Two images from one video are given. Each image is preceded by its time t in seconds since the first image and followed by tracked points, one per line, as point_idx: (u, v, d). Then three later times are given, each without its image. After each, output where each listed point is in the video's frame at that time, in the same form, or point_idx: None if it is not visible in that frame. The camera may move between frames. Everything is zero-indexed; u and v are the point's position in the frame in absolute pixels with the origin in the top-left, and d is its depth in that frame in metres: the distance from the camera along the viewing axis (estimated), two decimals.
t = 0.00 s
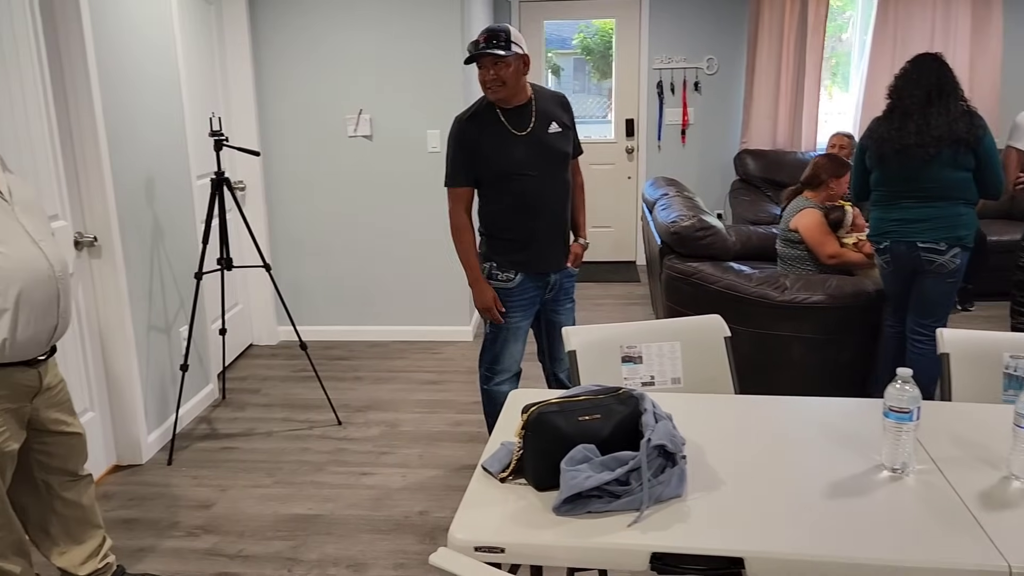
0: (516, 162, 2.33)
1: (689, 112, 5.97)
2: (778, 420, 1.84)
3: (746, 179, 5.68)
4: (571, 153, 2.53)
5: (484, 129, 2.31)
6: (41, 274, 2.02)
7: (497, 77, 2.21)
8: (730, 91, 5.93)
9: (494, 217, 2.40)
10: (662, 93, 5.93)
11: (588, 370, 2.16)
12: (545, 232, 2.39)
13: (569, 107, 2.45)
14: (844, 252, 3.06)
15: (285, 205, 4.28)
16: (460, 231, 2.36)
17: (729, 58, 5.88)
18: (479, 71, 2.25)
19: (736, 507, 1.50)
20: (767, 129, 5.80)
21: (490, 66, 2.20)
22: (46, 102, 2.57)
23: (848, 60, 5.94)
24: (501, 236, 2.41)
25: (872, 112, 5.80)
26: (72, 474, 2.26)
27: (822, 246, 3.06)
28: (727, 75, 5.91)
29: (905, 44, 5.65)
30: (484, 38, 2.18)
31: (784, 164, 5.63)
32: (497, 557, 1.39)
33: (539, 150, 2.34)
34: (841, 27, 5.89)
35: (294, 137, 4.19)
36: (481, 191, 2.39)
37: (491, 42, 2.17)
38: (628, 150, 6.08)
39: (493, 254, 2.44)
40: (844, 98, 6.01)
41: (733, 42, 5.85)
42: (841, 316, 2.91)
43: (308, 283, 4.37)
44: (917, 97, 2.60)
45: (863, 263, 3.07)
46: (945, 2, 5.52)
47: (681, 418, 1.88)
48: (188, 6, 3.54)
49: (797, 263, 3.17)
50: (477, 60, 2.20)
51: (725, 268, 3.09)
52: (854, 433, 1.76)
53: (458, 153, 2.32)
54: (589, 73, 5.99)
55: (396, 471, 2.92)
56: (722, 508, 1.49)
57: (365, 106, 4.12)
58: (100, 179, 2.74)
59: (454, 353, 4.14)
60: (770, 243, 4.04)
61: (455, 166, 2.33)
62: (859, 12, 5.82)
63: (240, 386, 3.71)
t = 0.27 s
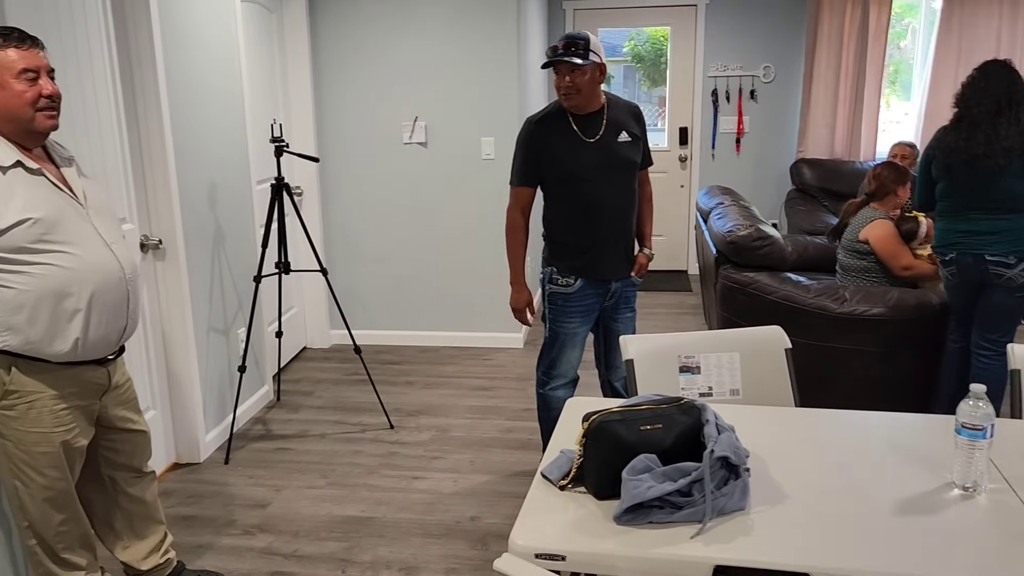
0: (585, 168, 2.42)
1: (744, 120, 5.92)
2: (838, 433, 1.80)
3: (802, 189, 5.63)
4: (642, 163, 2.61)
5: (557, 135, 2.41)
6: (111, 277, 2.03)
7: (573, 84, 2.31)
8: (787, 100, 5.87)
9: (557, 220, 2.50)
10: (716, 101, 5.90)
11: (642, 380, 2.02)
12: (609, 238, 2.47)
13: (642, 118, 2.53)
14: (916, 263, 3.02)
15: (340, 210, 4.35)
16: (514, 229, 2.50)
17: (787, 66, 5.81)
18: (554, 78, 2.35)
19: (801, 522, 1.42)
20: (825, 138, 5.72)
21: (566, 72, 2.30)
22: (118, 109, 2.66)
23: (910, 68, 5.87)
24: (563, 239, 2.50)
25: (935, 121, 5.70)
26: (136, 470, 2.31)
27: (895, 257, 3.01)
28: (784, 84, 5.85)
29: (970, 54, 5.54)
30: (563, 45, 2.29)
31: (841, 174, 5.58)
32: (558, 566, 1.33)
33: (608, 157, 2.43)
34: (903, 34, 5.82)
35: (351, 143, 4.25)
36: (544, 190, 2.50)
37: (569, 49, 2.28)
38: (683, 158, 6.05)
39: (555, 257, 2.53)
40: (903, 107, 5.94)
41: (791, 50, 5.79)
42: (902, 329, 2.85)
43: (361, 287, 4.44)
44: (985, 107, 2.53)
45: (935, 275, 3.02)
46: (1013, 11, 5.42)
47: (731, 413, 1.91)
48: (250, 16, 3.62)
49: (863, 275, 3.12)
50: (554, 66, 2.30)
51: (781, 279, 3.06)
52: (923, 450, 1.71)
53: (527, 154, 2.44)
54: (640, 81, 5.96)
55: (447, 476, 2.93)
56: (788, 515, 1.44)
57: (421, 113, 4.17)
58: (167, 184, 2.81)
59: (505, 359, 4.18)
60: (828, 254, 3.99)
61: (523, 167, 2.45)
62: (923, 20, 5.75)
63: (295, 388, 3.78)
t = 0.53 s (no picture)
0: (635, 173, 2.45)
1: (787, 127, 5.85)
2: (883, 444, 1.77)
3: (846, 197, 5.56)
4: (693, 170, 2.64)
5: (608, 139, 2.45)
6: (160, 278, 2.07)
7: (627, 89, 2.35)
8: (831, 107, 5.79)
9: (606, 224, 2.54)
10: (759, 107, 5.84)
11: (683, 389, 1.99)
12: (656, 243, 2.50)
13: (695, 126, 2.55)
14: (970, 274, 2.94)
15: (381, 214, 4.40)
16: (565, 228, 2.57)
17: (832, 72, 5.74)
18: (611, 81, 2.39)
19: (846, 536, 1.39)
20: (870, 145, 5.63)
21: (622, 77, 2.34)
22: (167, 113, 2.72)
23: (959, 76, 5.77)
24: (610, 243, 2.55)
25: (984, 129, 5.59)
26: (181, 468, 2.36)
27: (949, 267, 2.94)
28: (828, 90, 5.77)
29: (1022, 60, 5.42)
30: (621, 49, 2.32)
31: (886, 182, 5.48)
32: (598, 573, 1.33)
33: (659, 163, 2.45)
34: (952, 40, 5.72)
35: (393, 148, 4.30)
36: (594, 193, 2.55)
37: (626, 55, 2.31)
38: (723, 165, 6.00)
39: (602, 261, 2.58)
40: (952, 115, 5.84)
41: (835, 56, 5.71)
42: (948, 342, 2.79)
43: (400, 291, 4.48)
44: None
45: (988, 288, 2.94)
46: None
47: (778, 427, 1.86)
48: (295, 22, 3.69)
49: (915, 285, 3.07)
50: (611, 70, 2.34)
51: (825, 289, 3.02)
52: (972, 464, 1.67)
53: (579, 158, 2.49)
54: (680, 86, 5.92)
55: (484, 481, 2.94)
56: (832, 528, 1.42)
57: (462, 119, 4.21)
58: (213, 186, 2.87)
59: (542, 365, 4.17)
60: (872, 263, 3.93)
61: (574, 170, 2.50)
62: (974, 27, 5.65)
63: (334, 390, 3.83)
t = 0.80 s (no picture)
0: (669, 176, 2.45)
1: (820, 131, 5.79)
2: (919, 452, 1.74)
3: (879, 203, 5.47)
4: (729, 176, 2.62)
5: (644, 141, 2.45)
6: (195, 277, 2.10)
7: (665, 92, 2.34)
8: (865, 111, 5.72)
9: (636, 224, 2.54)
10: (792, 111, 5.79)
11: (712, 394, 1.97)
12: (687, 247, 2.49)
13: (733, 131, 2.53)
14: (1006, 282, 2.89)
15: (411, 216, 4.43)
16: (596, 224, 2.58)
17: (866, 77, 5.67)
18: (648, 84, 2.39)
19: (879, 545, 1.37)
20: (904, 151, 5.56)
21: (659, 80, 2.33)
22: (202, 115, 2.76)
23: (997, 80, 5.67)
24: (640, 244, 2.54)
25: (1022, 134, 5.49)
26: (212, 465, 2.39)
27: (983, 274, 2.89)
28: (862, 94, 5.70)
29: None
30: (659, 51, 2.32)
31: (921, 188, 5.40)
32: None
33: (694, 167, 2.44)
34: (989, 44, 5.63)
35: (423, 150, 4.33)
36: (627, 193, 2.55)
37: (664, 57, 2.30)
38: (755, 169, 5.96)
39: (632, 261, 2.58)
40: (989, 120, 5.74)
41: (870, 60, 5.65)
42: (983, 350, 2.74)
43: (428, 293, 4.50)
44: None
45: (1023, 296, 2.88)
46: None
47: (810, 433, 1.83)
48: (327, 26, 3.73)
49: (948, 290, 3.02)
50: (649, 72, 2.34)
51: (857, 295, 2.98)
52: (1011, 474, 1.64)
53: (612, 157, 2.50)
54: (711, 90, 5.89)
55: (510, 483, 2.94)
56: (865, 536, 1.40)
57: (492, 121, 4.22)
58: (247, 187, 2.91)
59: (569, 368, 4.17)
60: (905, 269, 3.87)
61: (607, 168, 2.52)
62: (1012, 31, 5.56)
63: (363, 391, 3.86)
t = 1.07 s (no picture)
0: (692, 179, 2.43)
1: (846, 135, 5.74)
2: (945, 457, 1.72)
3: (905, 207, 5.42)
4: (752, 180, 2.60)
5: (668, 143, 2.44)
6: (221, 276, 2.11)
7: (692, 95, 2.33)
8: (892, 115, 5.66)
9: (659, 226, 2.53)
10: (817, 114, 5.74)
11: (734, 399, 1.96)
12: (709, 251, 2.48)
13: (757, 135, 2.52)
14: None
15: (433, 217, 4.44)
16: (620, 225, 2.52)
17: (894, 80, 5.61)
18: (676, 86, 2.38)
19: (908, 554, 1.35)
20: (932, 154, 5.48)
21: (687, 83, 2.33)
22: (229, 115, 2.79)
23: None
24: (661, 247, 2.53)
25: None
26: (235, 462, 2.41)
27: (1010, 280, 2.83)
28: (889, 98, 5.64)
29: None
30: (688, 54, 2.31)
31: (949, 193, 5.33)
32: None
33: (718, 170, 2.43)
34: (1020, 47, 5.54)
35: (447, 152, 4.34)
36: (649, 195, 2.54)
37: (693, 60, 2.30)
38: (779, 173, 5.91)
39: (653, 263, 2.57)
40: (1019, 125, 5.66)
41: (897, 63, 5.59)
42: (1013, 357, 2.70)
43: (450, 294, 4.51)
44: None
45: None
46: None
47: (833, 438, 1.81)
48: (353, 28, 3.75)
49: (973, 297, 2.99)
50: (678, 75, 2.33)
51: (884, 299, 2.95)
52: None
53: (636, 158, 2.48)
54: (735, 93, 5.87)
55: (531, 485, 2.94)
56: (893, 544, 1.38)
57: (516, 123, 4.22)
58: (271, 187, 2.93)
59: (590, 372, 4.16)
60: (933, 274, 3.82)
61: (631, 169, 2.49)
62: None
63: (384, 391, 3.87)
